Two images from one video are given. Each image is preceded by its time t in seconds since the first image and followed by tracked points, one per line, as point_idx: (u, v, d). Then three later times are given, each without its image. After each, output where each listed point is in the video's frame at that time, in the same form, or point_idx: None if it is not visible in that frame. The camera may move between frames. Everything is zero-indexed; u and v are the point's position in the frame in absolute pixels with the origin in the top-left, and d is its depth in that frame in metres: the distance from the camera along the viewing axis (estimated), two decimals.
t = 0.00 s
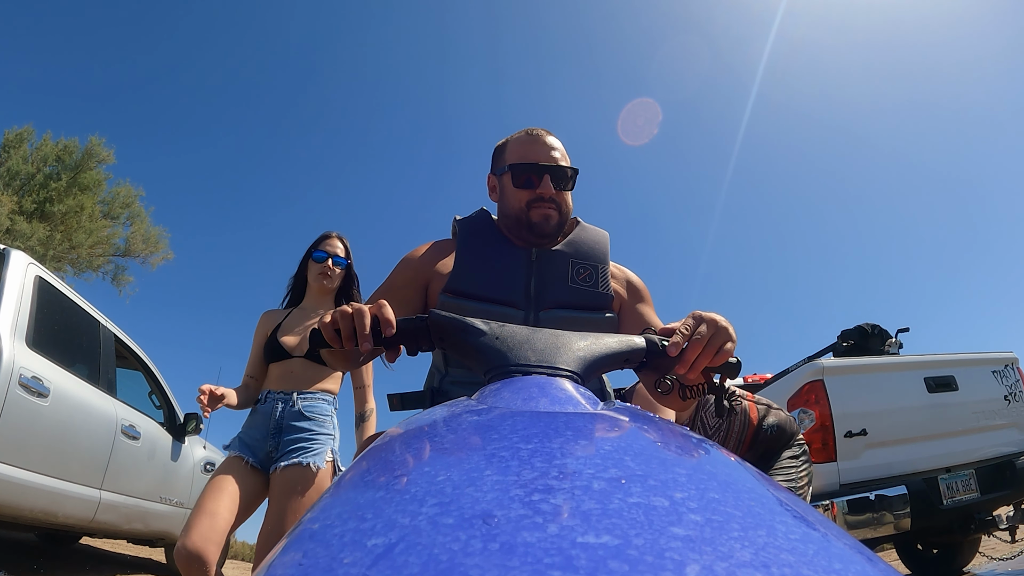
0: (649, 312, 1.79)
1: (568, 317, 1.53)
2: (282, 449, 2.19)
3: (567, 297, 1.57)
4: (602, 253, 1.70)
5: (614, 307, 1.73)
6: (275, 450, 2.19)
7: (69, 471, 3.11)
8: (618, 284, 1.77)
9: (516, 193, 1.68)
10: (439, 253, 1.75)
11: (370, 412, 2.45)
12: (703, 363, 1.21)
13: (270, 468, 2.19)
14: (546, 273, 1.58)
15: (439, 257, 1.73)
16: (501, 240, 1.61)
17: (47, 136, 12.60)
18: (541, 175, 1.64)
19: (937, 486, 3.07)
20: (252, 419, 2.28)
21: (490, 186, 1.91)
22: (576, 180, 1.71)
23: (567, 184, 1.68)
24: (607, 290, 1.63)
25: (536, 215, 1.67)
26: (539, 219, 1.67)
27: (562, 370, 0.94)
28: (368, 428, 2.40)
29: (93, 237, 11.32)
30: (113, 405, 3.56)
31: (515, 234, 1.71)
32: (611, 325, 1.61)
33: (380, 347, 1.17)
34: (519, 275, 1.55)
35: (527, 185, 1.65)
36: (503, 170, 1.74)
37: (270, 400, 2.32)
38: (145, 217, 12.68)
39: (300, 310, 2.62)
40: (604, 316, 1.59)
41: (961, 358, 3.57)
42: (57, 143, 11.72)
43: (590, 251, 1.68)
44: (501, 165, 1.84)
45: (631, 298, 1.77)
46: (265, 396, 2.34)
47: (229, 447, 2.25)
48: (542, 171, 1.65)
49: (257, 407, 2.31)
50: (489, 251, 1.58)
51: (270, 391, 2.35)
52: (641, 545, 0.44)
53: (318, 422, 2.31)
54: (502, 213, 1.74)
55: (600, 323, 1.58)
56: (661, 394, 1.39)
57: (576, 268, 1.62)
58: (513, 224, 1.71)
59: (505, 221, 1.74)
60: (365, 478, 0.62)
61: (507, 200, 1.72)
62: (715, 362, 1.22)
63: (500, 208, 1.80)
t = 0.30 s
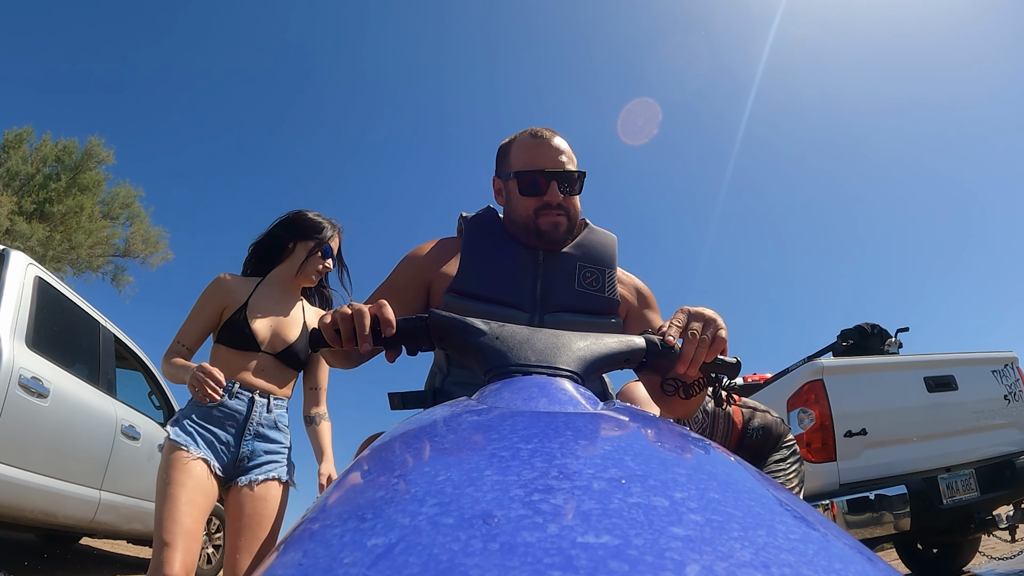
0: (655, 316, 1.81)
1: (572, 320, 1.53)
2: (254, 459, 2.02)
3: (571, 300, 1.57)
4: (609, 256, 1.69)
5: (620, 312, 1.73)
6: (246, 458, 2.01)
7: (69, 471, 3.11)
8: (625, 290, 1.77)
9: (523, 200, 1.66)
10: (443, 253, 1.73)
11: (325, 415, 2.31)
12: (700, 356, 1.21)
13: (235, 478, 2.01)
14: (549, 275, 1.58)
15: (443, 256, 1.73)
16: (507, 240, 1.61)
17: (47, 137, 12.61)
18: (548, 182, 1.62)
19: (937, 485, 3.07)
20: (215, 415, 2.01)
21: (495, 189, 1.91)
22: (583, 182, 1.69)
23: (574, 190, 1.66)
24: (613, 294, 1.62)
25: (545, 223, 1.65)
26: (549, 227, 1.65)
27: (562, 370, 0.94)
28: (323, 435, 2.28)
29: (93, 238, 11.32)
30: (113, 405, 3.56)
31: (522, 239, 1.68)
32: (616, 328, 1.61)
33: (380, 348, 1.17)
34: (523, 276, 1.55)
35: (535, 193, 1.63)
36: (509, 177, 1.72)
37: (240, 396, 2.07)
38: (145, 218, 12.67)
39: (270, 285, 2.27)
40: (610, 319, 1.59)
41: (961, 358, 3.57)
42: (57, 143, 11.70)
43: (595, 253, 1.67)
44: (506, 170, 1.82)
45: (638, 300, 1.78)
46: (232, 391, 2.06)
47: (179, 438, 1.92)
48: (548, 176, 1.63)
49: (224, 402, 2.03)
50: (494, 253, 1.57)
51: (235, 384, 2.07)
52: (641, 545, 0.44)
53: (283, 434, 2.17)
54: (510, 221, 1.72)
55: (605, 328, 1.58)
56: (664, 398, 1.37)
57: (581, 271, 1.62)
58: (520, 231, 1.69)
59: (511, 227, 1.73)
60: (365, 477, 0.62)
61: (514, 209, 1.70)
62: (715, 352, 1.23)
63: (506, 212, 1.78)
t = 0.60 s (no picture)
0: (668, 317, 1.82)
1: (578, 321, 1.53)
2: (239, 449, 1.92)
3: (577, 301, 1.57)
4: (616, 257, 1.69)
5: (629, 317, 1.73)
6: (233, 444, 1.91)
7: (69, 473, 3.11)
8: (634, 290, 1.77)
9: (528, 194, 1.68)
10: (445, 254, 1.74)
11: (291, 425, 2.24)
12: (699, 368, 1.20)
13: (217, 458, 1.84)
14: (555, 275, 1.58)
15: (449, 255, 1.73)
16: (511, 241, 1.61)
17: (46, 139, 12.61)
18: (553, 175, 1.65)
19: (937, 484, 3.07)
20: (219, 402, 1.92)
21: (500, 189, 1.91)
22: (587, 178, 1.71)
23: (578, 185, 1.69)
24: (619, 295, 1.62)
25: (550, 217, 1.67)
26: (554, 221, 1.67)
27: (562, 370, 0.94)
28: (284, 440, 2.23)
29: (92, 238, 11.32)
30: (113, 406, 3.56)
31: (528, 236, 1.70)
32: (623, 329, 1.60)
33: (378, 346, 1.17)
34: (527, 276, 1.55)
35: (539, 186, 1.66)
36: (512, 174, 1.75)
37: (243, 386, 2.00)
38: (144, 218, 12.67)
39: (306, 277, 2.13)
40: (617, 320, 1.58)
41: (961, 357, 3.57)
42: (56, 144, 11.70)
43: (602, 253, 1.67)
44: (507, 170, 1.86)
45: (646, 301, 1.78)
46: (238, 379, 1.98)
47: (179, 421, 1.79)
48: (552, 171, 1.66)
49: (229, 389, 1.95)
50: (500, 254, 1.57)
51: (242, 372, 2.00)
52: (641, 545, 0.44)
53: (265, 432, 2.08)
54: (514, 217, 1.74)
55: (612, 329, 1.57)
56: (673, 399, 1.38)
57: (588, 271, 1.62)
58: (525, 228, 1.71)
59: (516, 225, 1.74)
60: (366, 477, 0.62)
61: (520, 203, 1.72)
62: (715, 362, 1.21)
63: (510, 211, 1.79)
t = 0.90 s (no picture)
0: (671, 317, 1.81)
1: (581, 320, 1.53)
2: (260, 443, 1.90)
3: (580, 300, 1.56)
4: (619, 255, 1.69)
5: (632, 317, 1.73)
6: (254, 440, 1.88)
7: (70, 470, 3.11)
8: (637, 290, 1.77)
9: (525, 181, 1.69)
10: (447, 253, 1.74)
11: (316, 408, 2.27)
12: (695, 380, 1.21)
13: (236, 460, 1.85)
14: (559, 274, 1.58)
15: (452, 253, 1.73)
16: (515, 239, 1.60)
17: (48, 136, 12.62)
18: (549, 160, 1.66)
19: (937, 486, 3.07)
20: (236, 396, 1.83)
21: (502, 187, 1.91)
22: (586, 164, 1.72)
23: (575, 170, 1.69)
24: (623, 294, 1.62)
25: (547, 204, 1.67)
26: (551, 207, 1.67)
27: (563, 372, 0.94)
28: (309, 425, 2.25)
29: (94, 237, 11.33)
30: (114, 405, 3.56)
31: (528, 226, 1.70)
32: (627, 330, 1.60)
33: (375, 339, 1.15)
34: (530, 275, 1.55)
35: (537, 171, 1.66)
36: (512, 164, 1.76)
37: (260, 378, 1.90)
38: (145, 217, 12.67)
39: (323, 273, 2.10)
40: (621, 320, 1.57)
41: (962, 359, 3.57)
42: (57, 142, 11.70)
43: (606, 252, 1.66)
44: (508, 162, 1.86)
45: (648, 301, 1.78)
46: (254, 370, 1.87)
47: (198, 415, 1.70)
48: (548, 156, 1.67)
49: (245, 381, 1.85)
50: (504, 252, 1.57)
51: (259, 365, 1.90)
52: (641, 545, 0.44)
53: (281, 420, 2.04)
54: (513, 206, 1.74)
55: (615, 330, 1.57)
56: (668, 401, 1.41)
57: (591, 270, 1.61)
58: (523, 216, 1.71)
59: (515, 214, 1.74)
60: (366, 477, 0.62)
61: (518, 190, 1.72)
62: (709, 371, 1.22)
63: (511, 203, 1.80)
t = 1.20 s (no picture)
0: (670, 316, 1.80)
1: (581, 320, 1.53)
2: (265, 425, 1.85)
3: (579, 300, 1.56)
4: (615, 253, 1.69)
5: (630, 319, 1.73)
6: (256, 422, 1.83)
7: (71, 463, 3.12)
8: (633, 289, 1.77)
9: (521, 173, 1.70)
10: (448, 249, 1.74)
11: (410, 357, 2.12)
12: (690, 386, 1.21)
13: (241, 444, 1.80)
14: (559, 273, 1.58)
15: (451, 249, 1.73)
16: (516, 237, 1.60)
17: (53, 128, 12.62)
18: (545, 153, 1.67)
19: (935, 495, 3.07)
20: (226, 371, 1.80)
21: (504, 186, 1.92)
22: (583, 160, 1.72)
23: (572, 165, 1.68)
24: (621, 292, 1.63)
25: (541, 195, 1.67)
26: (545, 199, 1.67)
27: (563, 373, 0.94)
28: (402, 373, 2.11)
29: (97, 229, 11.32)
30: (116, 398, 3.56)
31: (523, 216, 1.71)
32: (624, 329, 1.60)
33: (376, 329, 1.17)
34: (530, 274, 1.55)
35: (532, 163, 1.67)
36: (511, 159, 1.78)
37: (256, 351, 1.87)
38: (149, 210, 12.66)
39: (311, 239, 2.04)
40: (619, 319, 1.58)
41: (963, 368, 3.57)
42: (63, 134, 11.69)
43: (604, 251, 1.67)
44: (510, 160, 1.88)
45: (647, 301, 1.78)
46: (246, 342, 1.86)
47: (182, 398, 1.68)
48: (545, 150, 1.68)
49: (237, 355, 1.83)
50: (503, 251, 1.57)
51: (252, 337, 1.87)
52: (642, 545, 0.44)
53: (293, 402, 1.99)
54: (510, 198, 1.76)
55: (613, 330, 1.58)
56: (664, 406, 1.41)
57: (589, 270, 1.62)
58: (518, 207, 1.72)
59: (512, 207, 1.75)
60: (366, 478, 0.62)
61: (514, 183, 1.74)
62: (704, 380, 1.22)
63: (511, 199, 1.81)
